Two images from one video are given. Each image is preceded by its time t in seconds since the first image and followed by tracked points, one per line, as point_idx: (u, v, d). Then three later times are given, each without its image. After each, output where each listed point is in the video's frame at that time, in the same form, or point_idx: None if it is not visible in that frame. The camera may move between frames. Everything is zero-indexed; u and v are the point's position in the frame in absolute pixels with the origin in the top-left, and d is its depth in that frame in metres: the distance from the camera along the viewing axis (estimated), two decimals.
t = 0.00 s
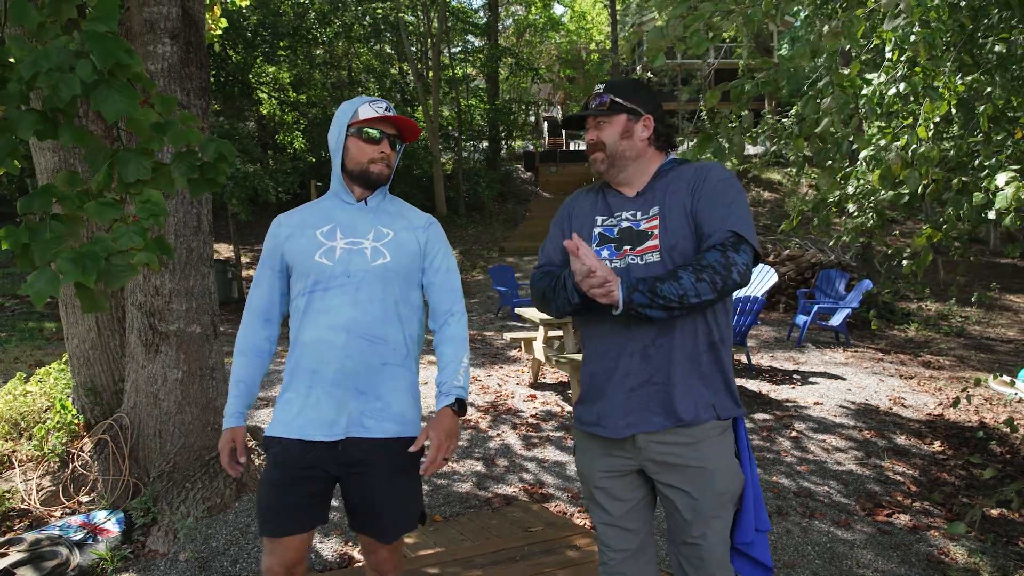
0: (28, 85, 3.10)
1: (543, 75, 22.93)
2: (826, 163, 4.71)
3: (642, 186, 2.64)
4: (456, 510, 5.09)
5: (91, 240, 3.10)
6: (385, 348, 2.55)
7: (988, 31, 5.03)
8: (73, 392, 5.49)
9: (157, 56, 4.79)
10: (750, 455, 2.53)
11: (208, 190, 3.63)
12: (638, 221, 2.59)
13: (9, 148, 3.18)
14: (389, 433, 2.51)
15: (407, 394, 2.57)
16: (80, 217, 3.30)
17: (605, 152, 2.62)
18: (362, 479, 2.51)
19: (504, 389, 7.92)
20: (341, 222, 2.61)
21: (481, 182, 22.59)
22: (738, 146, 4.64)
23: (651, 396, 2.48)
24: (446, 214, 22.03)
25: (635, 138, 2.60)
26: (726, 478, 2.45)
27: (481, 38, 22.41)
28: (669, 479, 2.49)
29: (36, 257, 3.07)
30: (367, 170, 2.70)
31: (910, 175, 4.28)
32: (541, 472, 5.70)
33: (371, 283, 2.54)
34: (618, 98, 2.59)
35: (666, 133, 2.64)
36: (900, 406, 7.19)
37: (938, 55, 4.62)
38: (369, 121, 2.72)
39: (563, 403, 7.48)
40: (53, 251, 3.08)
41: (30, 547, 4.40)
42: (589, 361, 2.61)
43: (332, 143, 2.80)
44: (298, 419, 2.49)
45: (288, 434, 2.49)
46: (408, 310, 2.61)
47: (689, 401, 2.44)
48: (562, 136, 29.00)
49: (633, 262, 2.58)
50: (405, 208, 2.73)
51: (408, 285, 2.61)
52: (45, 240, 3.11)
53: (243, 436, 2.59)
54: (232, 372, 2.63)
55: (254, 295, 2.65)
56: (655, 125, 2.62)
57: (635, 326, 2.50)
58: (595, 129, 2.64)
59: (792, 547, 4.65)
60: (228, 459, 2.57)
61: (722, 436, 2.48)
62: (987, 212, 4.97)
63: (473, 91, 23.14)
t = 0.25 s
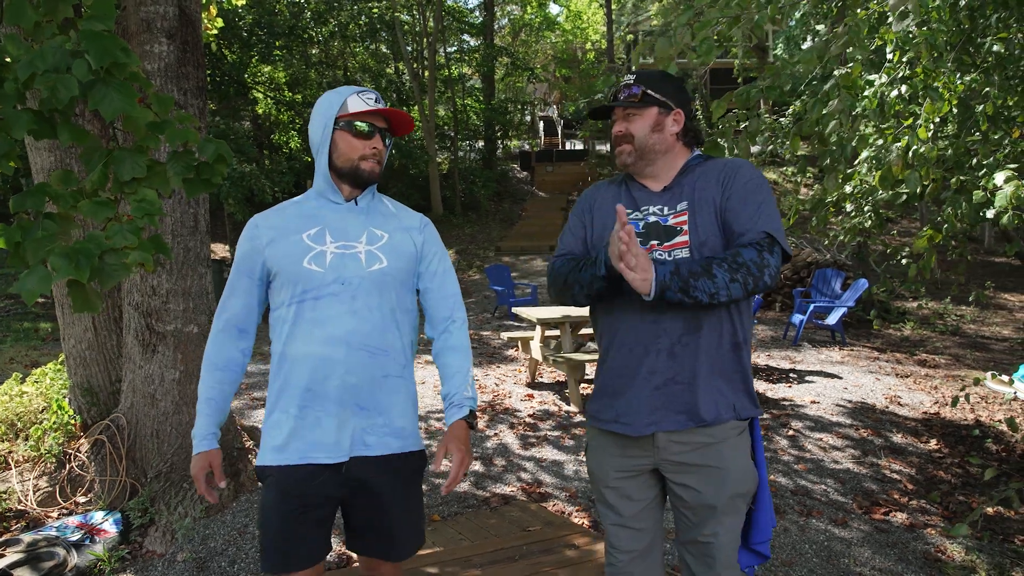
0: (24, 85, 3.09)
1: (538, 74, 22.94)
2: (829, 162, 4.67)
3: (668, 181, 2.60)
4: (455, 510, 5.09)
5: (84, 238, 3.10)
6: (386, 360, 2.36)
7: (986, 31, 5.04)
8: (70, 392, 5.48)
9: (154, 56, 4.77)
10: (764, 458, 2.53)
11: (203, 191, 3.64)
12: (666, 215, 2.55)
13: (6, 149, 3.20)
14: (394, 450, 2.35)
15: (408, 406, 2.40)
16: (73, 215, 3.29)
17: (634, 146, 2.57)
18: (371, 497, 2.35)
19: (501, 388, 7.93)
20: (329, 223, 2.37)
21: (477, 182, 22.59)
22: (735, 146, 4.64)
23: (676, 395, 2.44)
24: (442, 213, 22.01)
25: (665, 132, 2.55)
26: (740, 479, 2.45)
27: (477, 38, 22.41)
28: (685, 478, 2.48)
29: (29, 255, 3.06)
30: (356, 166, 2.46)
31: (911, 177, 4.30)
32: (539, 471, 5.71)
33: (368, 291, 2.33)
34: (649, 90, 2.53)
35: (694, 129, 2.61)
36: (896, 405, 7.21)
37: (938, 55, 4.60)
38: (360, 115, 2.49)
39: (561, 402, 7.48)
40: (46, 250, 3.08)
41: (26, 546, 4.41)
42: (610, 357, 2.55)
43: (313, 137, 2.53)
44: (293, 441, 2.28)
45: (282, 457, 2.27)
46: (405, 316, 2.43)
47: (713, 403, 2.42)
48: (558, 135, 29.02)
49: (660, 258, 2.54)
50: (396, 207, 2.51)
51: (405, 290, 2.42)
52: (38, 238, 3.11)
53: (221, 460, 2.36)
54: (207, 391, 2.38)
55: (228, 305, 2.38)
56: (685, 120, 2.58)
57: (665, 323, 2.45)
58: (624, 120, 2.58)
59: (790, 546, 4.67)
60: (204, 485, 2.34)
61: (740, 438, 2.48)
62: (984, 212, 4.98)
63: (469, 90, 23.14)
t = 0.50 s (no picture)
0: (25, 89, 3.12)
1: (538, 77, 22.95)
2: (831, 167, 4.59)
3: (691, 183, 2.56)
4: (454, 513, 5.08)
5: (84, 240, 3.14)
6: (384, 361, 2.28)
7: (985, 36, 5.04)
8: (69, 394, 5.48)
9: (154, 58, 4.77)
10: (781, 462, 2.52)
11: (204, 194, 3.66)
12: (692, 218, 2.51)
13: (5, 151, 3.19)
14: (401, 453, 2.29)
15: (404, 406, 2.34)
16: (72, 217, 3.30)
17: (655, 146, 2.52)
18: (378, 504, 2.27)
19: (500, 391, 7.92)
20: (319, 216, 2.23)
21: (476, 184, 22.60)
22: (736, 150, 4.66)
23: (704, 400, 2.40)
24: (441, 216, 22.00)
25: (691, 136, 2.50)
26: (758, 483, 2.44)
27: (477, 40, 22.42)
28: (702, 483, 2.45)
29: (28, 258, 3.09)
30: (339, 151, 2.34)
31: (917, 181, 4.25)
32: (539, 474, 5.70)
33: (367, 288, 2.23)
34: (677, 92, 2.48)
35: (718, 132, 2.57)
36: (895, 408, 7.22)
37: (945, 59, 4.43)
38: (344, 95, 2.34)
39: (560, 405, 7.48)
40: (45, 252, 3.10)
41: (26, 548, 4.43)
42: (635, 361, 2.48)
43: (285, 116, 2.36)
44: (294, 453, 2.15)
45: (286, 472, 2.14)
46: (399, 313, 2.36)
47: (739, 406, 2.40)
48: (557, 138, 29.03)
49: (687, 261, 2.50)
50: (376, 196, 2.42)
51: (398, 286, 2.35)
52: (38, 241, 3.13)
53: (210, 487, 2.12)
54: (180, 409, 2.10)
55: (200, 310, 2.12)
56: (710, 124, 2.53)
57: (694, 327, 2.40)
58: (648, 121, 2.52)
59: (790, 549, 4.66)
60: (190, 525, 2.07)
61: (759, 443, 2.46)
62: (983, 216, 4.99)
63: (468, 93, 23.13)
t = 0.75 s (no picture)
0: (31, 95, 3.15)
1: (541, 80, 22.97)
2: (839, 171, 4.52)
3: (706, 188, 2.55)
4: (458, 516, 5.08)
5: (91, 243, 3.16)
6: (395, 365, 2.29)
7: (989, 38, 5.03)
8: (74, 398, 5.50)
9: (159, 64, 4.80)
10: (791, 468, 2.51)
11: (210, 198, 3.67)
12: (707, 221, 2.48)
13: (9, 155, 3.13)
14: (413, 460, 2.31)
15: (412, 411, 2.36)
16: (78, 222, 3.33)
17: (670, 150, 2.51)
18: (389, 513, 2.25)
19: (504, 394, 7.92)
20: (331, 218, 2.21)
21: (480, 187, 22.61)
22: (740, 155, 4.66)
23: (714, 405, 2.41)
24: (445, 219, 22.03)
25: (704, 140, 2.50)
26: (766, 488, 2.44)
27: (480, 44, 22.46)
28: (709, 486, 2.46)
29: (36, 263, 3.08)
30: (351, 154, 2.35)
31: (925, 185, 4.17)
32: (543, 478, 5.70)
33: (381, 291, 2.24)
34: (693, 96, 2.47)
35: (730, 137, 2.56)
36: (900, 411, 7.20)
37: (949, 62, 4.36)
38: (354, 96, 2.33)
39: (564, 409, 7.48)
40: (52, 256, 3.10)
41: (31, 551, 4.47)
42: (644, 365, 2.49)
43: (289, 115, 2.30)
44: (316, 464, 2.10)
45: (308, 485, 2.09)
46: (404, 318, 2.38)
47: (749, 410, 2.41)
48: (561, 141, 29.05)
49: (702, 265, 2.46)
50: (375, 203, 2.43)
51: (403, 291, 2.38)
52: (44, 245, 3.14)
53: (237, 492, 1.97)
54: (197, 422, 1.96)
55: (213, 317, 2.01)
56: (723, 129, 2.54)
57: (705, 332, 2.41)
58: (661, 125, 2.52)
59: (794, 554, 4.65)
60: (221, 539, 1.91)
61: (768, 448, 2.47)
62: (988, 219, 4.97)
63: (471, 96, 23.16)
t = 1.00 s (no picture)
0: (33, 94, 3.16)
1: (545, 80, 22.96)
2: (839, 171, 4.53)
3: (689, 194, 2.49)
4: (457, 516, 5.08)
5: (94, 243, 3.18)
6: (406, 360, 2.39)
7: (991, 38, 5.01)
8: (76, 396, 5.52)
9: (161, 64, 4.82)
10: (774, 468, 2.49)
11: (211, 198, 3.68)
12: (692, 223, 2.40)
13: (11, 153, 3.16)
14: (424, 456, 2.42)
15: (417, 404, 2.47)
16: (80, 221, 3.37)
17: (653, 151, 2.47)
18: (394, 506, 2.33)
19: (505, 394, 7.92)
20: (349, 215, 2.29)
21: (483, 187, 22.62)
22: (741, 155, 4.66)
23: (690, 410, 2.39)
24: (448, 219, 22.04)
25: (686, 143, 2.49)
26: (749, 488, 2.44)
27: (484, 44, 22.47)
28: (694, 489, 2.46)
29: (40, 261, 3.12)
30: (373, 153, 2.49)
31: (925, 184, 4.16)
32: (543, 478, 5.69)
33: (396, 287, 2.35)
34: (674, 99, 2.47)
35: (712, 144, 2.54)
36: (902, 413, 7.18)
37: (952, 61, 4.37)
38: (371, 100, 2.43)
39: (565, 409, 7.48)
40: (55, 255, 3.13)
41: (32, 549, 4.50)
42: (620, 372, 2.45)
43: (313, 112, 2.34)
44: (348, 459, 2.17)
45: (342, 479, 2.16)
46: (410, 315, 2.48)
47: (729, 416, 2.40)
48: (565, 141, 29.05)
49: (685, 268, 2.38)
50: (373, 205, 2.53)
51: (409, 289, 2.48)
52: (48, 244, 3.17)
53: (319, 495, 2.03)
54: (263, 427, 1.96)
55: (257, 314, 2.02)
56: (705, 133, 2.53)
57: (684, 337, 2.36)
58: (644, 127, 2.50)
59: (794, 555, 4.64)
60: (314, 538, 1.98)
61: (748, 449, 2.47)
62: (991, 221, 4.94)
63: (475, 96, 23.16)
